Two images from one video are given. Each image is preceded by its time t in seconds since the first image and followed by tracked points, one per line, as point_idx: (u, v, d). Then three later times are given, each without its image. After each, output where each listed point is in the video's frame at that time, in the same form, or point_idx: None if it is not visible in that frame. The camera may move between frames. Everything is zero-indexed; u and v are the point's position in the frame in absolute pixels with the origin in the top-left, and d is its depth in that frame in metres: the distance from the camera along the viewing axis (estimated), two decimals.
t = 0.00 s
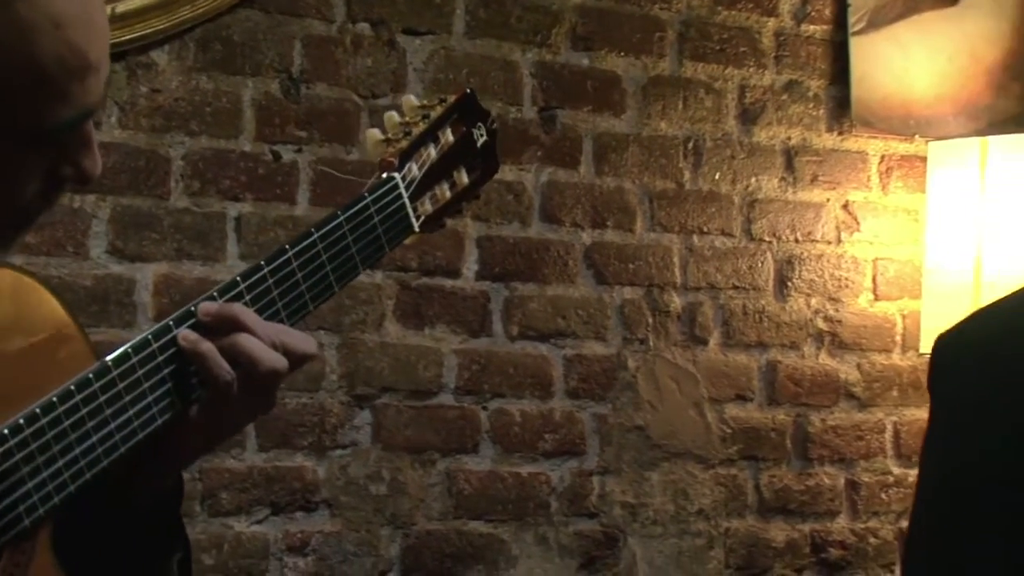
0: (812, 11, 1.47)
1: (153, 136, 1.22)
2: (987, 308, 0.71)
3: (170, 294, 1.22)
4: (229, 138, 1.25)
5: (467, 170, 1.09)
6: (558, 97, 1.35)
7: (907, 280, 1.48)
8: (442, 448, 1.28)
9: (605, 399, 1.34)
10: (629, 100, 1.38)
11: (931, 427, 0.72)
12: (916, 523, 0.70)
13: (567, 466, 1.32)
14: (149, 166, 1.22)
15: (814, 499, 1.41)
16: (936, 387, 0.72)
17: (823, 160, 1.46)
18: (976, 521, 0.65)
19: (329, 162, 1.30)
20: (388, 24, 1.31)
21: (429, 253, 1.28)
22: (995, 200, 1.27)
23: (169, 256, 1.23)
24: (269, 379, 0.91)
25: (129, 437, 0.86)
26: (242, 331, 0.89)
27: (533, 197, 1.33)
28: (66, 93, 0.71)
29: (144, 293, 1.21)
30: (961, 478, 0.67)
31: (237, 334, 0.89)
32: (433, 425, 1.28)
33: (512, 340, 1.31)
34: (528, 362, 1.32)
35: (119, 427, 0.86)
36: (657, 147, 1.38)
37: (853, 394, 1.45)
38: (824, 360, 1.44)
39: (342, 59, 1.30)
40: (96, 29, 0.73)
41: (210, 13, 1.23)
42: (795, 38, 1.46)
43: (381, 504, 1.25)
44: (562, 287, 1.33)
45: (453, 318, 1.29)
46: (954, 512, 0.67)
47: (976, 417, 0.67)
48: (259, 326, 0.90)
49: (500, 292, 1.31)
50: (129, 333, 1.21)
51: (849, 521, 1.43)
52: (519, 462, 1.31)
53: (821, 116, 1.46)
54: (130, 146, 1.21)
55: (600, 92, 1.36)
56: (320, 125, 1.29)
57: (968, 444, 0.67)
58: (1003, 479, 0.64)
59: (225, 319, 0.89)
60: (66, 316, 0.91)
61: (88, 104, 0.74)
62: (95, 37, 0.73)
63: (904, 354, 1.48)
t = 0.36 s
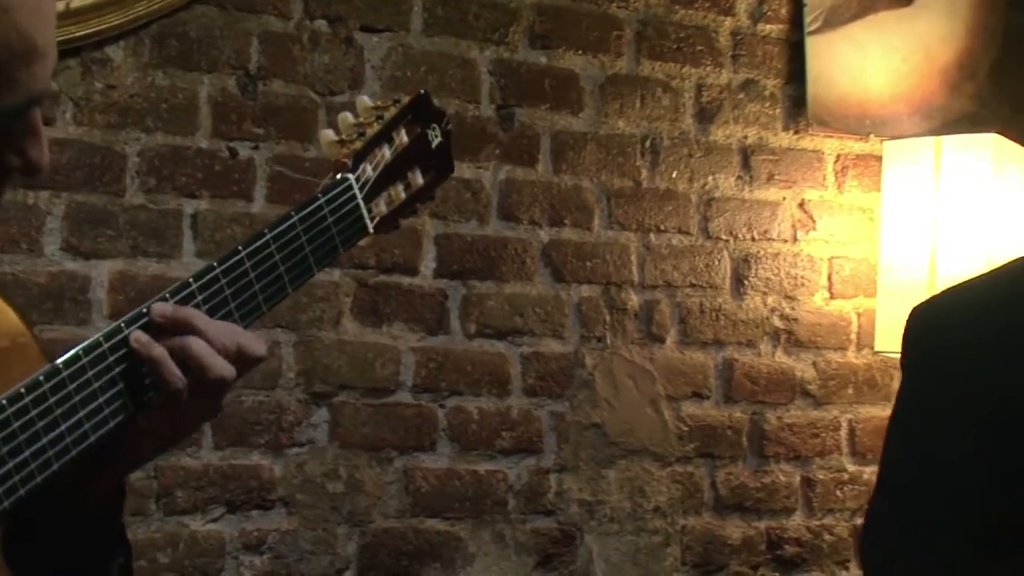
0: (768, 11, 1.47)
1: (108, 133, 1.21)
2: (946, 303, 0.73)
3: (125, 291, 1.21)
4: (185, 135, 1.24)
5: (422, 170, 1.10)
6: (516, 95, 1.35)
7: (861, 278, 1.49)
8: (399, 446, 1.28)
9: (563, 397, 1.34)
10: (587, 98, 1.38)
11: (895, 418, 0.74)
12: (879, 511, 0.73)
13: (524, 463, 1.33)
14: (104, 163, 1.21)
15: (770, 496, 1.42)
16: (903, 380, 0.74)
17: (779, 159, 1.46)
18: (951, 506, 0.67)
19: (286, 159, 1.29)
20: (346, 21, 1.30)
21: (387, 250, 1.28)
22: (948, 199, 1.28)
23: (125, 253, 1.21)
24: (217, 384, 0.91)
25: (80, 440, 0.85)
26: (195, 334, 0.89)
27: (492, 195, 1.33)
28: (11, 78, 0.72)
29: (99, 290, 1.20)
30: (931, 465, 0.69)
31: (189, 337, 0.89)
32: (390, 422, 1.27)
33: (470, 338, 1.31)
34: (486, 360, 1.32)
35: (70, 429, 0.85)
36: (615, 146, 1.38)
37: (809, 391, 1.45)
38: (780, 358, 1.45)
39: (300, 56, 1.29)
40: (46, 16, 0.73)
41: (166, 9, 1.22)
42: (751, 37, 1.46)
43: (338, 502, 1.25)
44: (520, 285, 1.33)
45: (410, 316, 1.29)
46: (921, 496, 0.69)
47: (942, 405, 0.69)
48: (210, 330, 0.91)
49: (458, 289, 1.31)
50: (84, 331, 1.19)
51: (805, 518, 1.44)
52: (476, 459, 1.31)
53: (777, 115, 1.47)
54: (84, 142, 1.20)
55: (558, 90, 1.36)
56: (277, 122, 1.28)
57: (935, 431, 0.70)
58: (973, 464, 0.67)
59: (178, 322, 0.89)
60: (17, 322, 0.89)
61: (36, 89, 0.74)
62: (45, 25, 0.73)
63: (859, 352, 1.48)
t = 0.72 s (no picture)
0: (725, 12, 1.48)
1: (63, 131, 1.20)
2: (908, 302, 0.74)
3: (80, 291, 1.20)
4: (140, 134, 1.23)
5: (387, 170, 1.07)
6: (473, 95, 1.35)
7: (817, 278, 1.50)
8: (356, 446, 1.28)
9: (519, 397, 1.34)
10: (544, 98, 1.38)
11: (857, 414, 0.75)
12: (839, 505, 0.73)
13: (481, 463, 1.33)
14: (59, 161, 1.19)
15: (726, 496, 1.43)
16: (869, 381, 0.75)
17: (735, 160, 1.47)
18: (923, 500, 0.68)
19: (243, 157, 1.28)
20: (303, 20, 1.30)
21: (344, 250, 1.27)
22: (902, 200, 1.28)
23: (80, 253, 1.20)
24: (203, 372, 0.92)
25: (57, 426, 0.85)
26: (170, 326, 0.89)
27: (449, 195, 1.33)
28: None
29: (53, 289, 1.19)
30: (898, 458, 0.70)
31: (163, 333, 0.89)
32: (347, 422, 1.27)
33: (427, 338, 1.31)
34: (443, 360, 1.31)
35: (28, 428, 0.84)
36: (572, 146, 1.39)
37: (765, 391, 1.46)
38: (736, 358, 1.45)
39: (256, 55, 1.28)
40: None
41: (121, 6, 1.21)
42: (707, 38, 1.47)
43: (295, 502, 1.24)
44: (477, 285, 1.33)
45: (368, 316, 1.28)
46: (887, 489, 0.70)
47: (910, 399, 0.70)
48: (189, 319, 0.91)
49: (415, 289, 1.31)
50: (37, 331, 1.18)
51: (760, 517, 1.45)
52: (433, 460, 1.31)
53: (734, 116, 1.47)
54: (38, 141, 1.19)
55: (515, 91, 1.37)
56: (233, 121, 1.27)
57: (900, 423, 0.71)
58: (943, 454, 0.68)
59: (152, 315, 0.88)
60: None
61: None
62: None
63: (815, 352, 1.49)
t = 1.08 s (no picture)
0: (679, 13, 1.48)
1: (14, 129, 1.19)
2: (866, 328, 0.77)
3: (30, 291, 1.19)
4: (93, 133, 1.22)
5: (349, 178, 1.08)
6: (428, 95, 1.35)
7: (770, 279, 1.50)
8: (310, 447, 1.27)
9: (473, 397, 1.34)
10: (499, 99, 1.38)
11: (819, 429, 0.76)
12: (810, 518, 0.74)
13: (436, 464, 1.33)
14: (9, 160, 1.18)
15: (679, 496, 1.43)
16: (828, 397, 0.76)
17: (690, 161, 1.47)
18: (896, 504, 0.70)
19: (197, 156, 1.26)
20: (257, 20, 1.29)
21: (298, 250, 1.27)
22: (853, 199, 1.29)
23: (31, 252, 1.19)
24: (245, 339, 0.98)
25: (9, 430, 0.87)
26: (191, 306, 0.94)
27: (404, 195, 1.32)
28: None
29: (4, 289, 1.18)
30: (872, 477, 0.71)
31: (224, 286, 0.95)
32: (301, 423, 1.27)
33: (381, 338, 1.31)
34: (398, 361, 1.31)
35: None
36: (527, 147, 1.39)
37: (718, 392, 1.47)
38: (690, 359, 1.46)
39: (210, 54, 1.27)
40: None
41: (74, 4, 1.20)
42: (661, 40, 1.47)
43: (248, 503, 1.24)
44: (432, 285, 1.33)
45: (322, 316, 1.28)
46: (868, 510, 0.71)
47: (868, 418, 0.72)
48: (250, 274, 0.96)
49: (370, 289, 1.31)
50: None
51: (713, 517, 1.46)
52: (387, 460, 1.31)
53: (688, 118, 1.47)
54: None
55: (470, 91, 1.36)
56: (186, 120, 1.26)
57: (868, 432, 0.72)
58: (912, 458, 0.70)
59: (220, 271, 0.95)
60: None
61: None
62: None
63: (768, 352, 1.50)
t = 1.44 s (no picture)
0: (633, 15, 1.48)
1: None
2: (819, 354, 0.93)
3: None
4: (44, 132, 1.20)
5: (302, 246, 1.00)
6: (382, 95, 1.34)
7: (723, 280, 1.51)
8: (263, 447, 1.27)
9: (428, 397, 1.34)
10: (454, 100, 1.38)
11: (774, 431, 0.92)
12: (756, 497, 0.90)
13: (390, 464, 1.32)
14: None
15: (633, 497, 1.44)
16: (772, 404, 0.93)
17: (644, 162, 1.47)
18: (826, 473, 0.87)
19: (151, 155, 1.25)
20: (210, 19, 1.28)
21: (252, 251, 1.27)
22: (807, 201, 1.30)
23: None
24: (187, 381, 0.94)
25: None
26: (120, 345, 0.91)
27: (358, 195, 1.33)
28: None
29: None
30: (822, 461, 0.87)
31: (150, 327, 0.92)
32: (255, 424, 1.26)
33: (336, 339, 1.31)
34: (351, 361, 1.31)
35: None
36: (481, 147, 1.39)
37: (672, 393, 1.47)
38: (644, 359, 1.46)
39: (163, 53, 1.26)
40: None
41: (25, 3, 1.19)
42: (616, 41, 1.47)
43: (201, 504, 1.23)
44: (386, 286, 1.33)
45: (275, 316, 1.28)
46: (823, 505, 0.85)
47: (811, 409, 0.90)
48: (182, 314, 0.92)
49: (324, 290, 1.30)
50: None
51: (667, 518, 1.46)
52: (340, 461, 1.31)
53: (642, 119, 1.48)
54: None
55: (425, 91, 1.36)
56: (140, 119, 1.24)
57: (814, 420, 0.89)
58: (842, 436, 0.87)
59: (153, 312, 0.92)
60: None
61: None
62: None
63: (721, 353, 1.50)
